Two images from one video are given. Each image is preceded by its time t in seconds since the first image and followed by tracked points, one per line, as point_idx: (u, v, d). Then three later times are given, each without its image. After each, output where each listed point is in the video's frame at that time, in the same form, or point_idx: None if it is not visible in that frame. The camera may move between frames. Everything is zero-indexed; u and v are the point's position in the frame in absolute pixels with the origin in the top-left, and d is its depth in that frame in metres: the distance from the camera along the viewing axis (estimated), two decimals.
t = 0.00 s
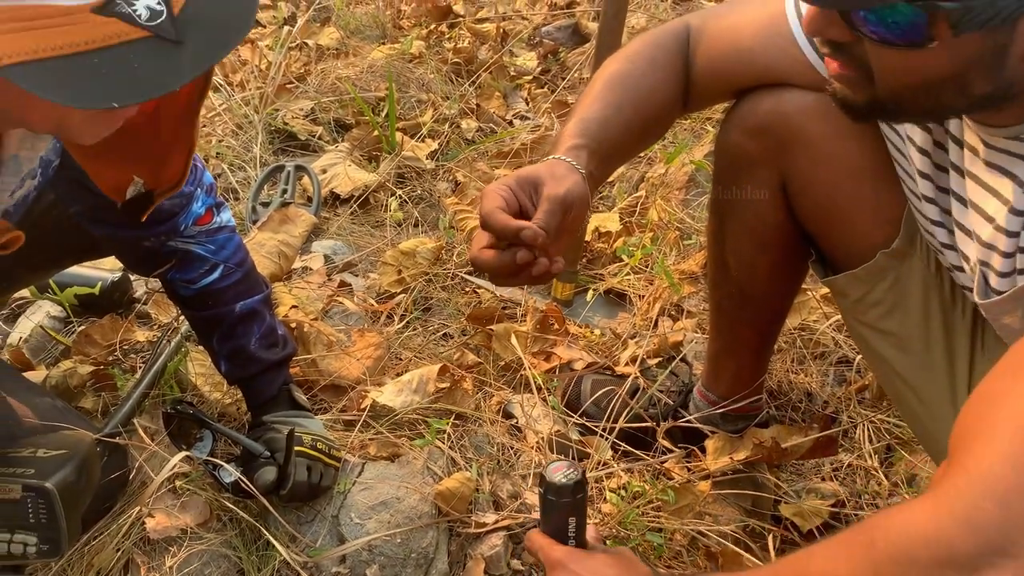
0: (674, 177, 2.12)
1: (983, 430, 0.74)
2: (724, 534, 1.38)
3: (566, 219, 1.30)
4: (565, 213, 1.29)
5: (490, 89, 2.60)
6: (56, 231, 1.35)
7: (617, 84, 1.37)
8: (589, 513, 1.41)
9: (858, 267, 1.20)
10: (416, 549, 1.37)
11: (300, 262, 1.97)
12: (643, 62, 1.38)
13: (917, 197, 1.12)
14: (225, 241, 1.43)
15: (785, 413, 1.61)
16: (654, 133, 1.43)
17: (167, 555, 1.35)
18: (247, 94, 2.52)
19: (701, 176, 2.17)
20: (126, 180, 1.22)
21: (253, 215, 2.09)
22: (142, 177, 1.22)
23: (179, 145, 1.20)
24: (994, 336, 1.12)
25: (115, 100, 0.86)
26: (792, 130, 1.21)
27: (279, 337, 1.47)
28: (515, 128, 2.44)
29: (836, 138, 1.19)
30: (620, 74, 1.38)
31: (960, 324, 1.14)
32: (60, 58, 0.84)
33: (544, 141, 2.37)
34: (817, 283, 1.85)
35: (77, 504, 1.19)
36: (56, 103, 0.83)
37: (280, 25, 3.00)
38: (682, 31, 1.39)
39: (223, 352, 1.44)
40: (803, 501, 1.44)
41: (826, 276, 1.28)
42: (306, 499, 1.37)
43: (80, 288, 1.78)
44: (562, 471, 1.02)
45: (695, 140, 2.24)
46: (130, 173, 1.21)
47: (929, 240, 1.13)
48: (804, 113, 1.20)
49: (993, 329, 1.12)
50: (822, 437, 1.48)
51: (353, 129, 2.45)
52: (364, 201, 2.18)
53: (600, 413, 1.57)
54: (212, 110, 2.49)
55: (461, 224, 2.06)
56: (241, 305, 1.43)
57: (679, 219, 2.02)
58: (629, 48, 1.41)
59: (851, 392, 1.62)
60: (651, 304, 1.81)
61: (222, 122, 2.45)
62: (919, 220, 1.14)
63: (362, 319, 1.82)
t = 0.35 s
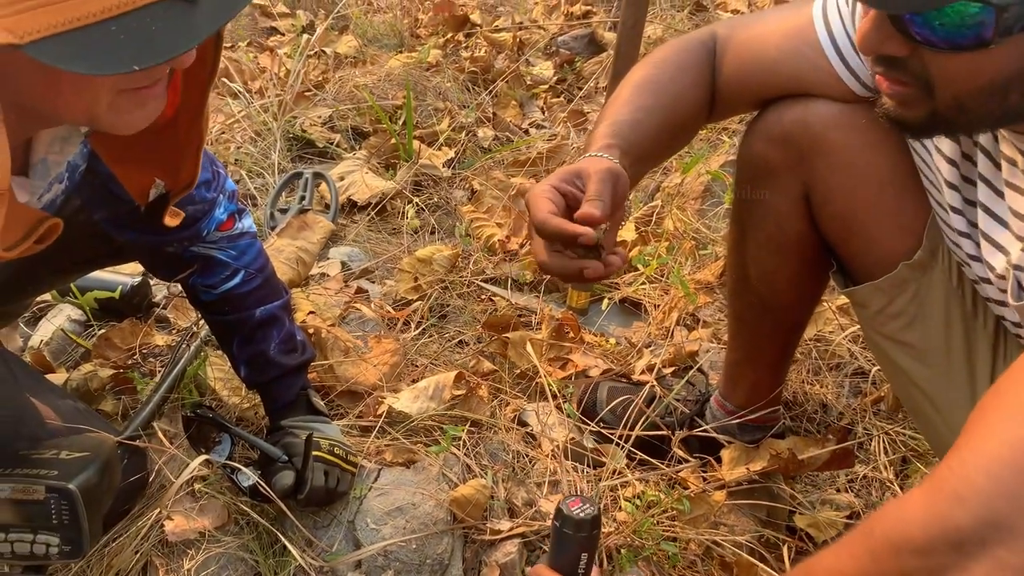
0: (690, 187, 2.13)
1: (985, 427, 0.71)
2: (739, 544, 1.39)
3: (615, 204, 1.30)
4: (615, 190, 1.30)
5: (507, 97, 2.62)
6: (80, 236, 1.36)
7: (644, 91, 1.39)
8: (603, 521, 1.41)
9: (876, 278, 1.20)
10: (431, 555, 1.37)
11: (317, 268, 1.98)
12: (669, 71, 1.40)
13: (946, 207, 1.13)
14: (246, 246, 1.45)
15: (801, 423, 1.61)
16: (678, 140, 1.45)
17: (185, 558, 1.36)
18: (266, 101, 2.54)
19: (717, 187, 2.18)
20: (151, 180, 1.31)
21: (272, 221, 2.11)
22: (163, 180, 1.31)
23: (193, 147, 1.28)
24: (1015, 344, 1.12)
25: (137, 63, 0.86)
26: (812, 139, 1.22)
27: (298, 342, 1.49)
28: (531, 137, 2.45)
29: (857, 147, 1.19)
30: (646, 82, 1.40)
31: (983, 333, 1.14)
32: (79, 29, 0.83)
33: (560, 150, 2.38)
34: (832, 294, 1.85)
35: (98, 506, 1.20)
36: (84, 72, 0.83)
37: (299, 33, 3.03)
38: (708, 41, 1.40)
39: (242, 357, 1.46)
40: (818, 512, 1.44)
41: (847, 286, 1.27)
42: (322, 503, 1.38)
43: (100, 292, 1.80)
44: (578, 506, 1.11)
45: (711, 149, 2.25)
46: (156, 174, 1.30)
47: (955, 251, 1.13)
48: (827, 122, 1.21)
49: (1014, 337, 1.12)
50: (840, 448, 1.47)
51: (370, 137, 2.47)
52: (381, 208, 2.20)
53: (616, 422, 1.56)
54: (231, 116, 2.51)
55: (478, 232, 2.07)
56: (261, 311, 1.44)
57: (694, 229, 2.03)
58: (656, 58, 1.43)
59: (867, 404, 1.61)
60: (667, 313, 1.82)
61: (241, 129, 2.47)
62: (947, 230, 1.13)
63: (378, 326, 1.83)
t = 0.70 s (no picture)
0: (700, 192, 2.14)
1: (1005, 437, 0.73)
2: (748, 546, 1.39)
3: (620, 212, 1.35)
4: (620, 206, 1.33)
5: (517, 101, 2.63)
6: (96, 236, 1.38)
7: (650, 97, 1.40)
8: (613, 522, 1.42)
9: (885, 281, 1.20)
10: (442, 554, 1.38)
11: (329, 270, 2.00)
12: (675, 79, 1.40)
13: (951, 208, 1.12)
14: (260, 247, 1.46)
15: (811, 427, 1.61)
16: (686, 146, 1.46)
17: (198, 555, 1.37)
18: (278, 104, 2.56)
19: (727, 191, 2.18)
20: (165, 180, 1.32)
21: (284, 223, 2.12)
22: (178, 179, 1.32)
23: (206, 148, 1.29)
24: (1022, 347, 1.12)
25: (160, 64, 0.87)
26: (820, 142, 1.22)
27: (310, 343, 1.50)
28: (541, 140, 2.46)
29: (861, 151, 1.20)
30: (650, 93, 1.40)
31: (989, 335, 1.13)
32: (105, 30, 0.85)
33: (570, 154, 2.38)
34: (842, 298, 1.86)
35: (114, 504, 1.22)
36: (107, 72, 0.84)
37: (311, 37, 3.05)
38: (714, 46, 1.40)
39: (256, 357, 1.47)
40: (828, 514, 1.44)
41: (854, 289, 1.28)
42: (334, 503, 1.39)
43: (115, 292, 1.82)
44: (556, 503, 1.12)
45: (721, 153, 2.25)
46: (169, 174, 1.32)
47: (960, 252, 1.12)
48: (833, 125, 1.22)
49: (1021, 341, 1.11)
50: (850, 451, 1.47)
51: (382, 140, 2.48)
52: (392, 210, 2.21)
53: (627, 423, 1.58)
54: (244, 119, 2.53)
55: (488, 235, 2.08)
56: (274, 311, 1.45)
57: (704, 232, 2.03)
58: (662, 64, 1.43)
59: (877, 408, 1.62)
60: (677, 316, 1.83)
61: (253, 131, 2.49)
62: (954, 233, 1.13)
63: (390, 327, 1.84)
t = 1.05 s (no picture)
0: (707, 196, 2.14)
1: None
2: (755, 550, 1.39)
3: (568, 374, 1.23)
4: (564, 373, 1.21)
5: (524, 105, 2.64)
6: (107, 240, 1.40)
7: (633, 146, 1.33)
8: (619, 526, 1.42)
9: (880, 291, 1.19)
10: (448, 557, 1.38)
11: (337, 273, 2.01)
12: (640, 145, 1.33)
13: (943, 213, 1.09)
14: (268, 251, 1.47)
15: (817, 431, 1.62)
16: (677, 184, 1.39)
17: (207, 556, 1.38)
18: (286, 108, 2.58)
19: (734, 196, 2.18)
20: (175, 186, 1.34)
21: (292, 226, 2.13)
22: (188, 185, 1.35)
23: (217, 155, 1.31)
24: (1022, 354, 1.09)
25: (174, 77, 0.93)
26: (812, 157, 1.20)
27: (318, 345, 1.51)
28: (548, 145, 2.47)
29: (861, 161, 1.17)
30: (614, 164, 1.32)
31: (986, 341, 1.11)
32: (119, 42, 0.90)
33: (577, 158, 2.39)
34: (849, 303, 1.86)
35: (124, 505, 1.23)
36: (120, 83, 0.90)
37: (319, 42, 3.06)
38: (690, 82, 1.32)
39: (264, 360, 1.48)
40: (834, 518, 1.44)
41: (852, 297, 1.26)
42: (342, 505, 1.41)
43: (124, 295, 1.83)
44: (625, 336, 0.81)
45: (728, 157, 2.25)
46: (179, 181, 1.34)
47: (962, 258, 1.08)
48: (824, 137, 1.19)
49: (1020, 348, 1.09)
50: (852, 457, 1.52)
51: (389, 144, 2.49)
52: (400, 214, 2.22)
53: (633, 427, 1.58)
54: (252, 123, 2.55)
55: (495, 239, 2.09)
56: (282, 314, 1.46)
57: (711, 237, 2.04)
58: (623, 131, 1.35)
59: (884, 413, 1.62)
60: (683, 320, 1.83)
61: (262, 135, 2.50)
62: (947, 237, 1.09)
63: (397, 330, 1.85)
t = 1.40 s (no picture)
0: (707, 201, 2.15)
1: None
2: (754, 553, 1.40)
3: (576, 370, 1.21)
4: (570, 367, 1.20)
5: (525, 110, 2.65)
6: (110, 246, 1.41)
7: (623, 156, 1.33)
8: (619, 529, 1.43)
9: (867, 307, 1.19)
10: (449, 559, 1.39)
11: (339, 278, 2.02)
12: (630, 153, 1.34)
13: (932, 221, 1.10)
14: (270, 255, 1.48)
15: (816, 436, 1.62)
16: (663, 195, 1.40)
17: (209, 558, 1.39)
18: (289, 113, 2.59)
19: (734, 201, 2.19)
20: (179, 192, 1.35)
21: (294, 230, 2.14)
22: (192, 190, 1.35)
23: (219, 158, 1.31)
24: (1012, 363, 1.11)
25: (182, 84, 0.95)
26: (791, 174, 1.21)
27: (320, 349, 1.52)
28: (549, 150, 2.48)
29: (839, 174, 1.17)
30: (603, 174, 1.33)
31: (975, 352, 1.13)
32: (131, 49, 0.93)
33: (578, 163, 2.40)
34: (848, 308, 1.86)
35: (127, 506, 1.24)
36: (129, 89, 0.92)
37: (321, 47, 3.08)
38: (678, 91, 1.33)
39: (265, 363, 1.49)
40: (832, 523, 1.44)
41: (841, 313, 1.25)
42: (343, 508, 1.41)
43: (127, 299, 1.84)
44: (692, 307, 0.72)
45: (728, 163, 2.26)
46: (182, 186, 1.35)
47: (957, 267, 1.09)
48: (801, 154, 1.20)
49: (1011, 358, 1.10)
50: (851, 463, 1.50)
51: (391, 149, 2.50)
52: (401, 218, 2.23)
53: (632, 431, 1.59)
54: (255, 128, 2.56)
55: (496, 243, 2.10)
56: (284, 318, 1.47)
57: (711, 242, 2.04)
58: (608, 142, 1.36)
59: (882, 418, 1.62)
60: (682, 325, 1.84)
61: (265, 140, 2.52)
62: (938, 246, 1.10)
63: (398, 334, 1.86)
